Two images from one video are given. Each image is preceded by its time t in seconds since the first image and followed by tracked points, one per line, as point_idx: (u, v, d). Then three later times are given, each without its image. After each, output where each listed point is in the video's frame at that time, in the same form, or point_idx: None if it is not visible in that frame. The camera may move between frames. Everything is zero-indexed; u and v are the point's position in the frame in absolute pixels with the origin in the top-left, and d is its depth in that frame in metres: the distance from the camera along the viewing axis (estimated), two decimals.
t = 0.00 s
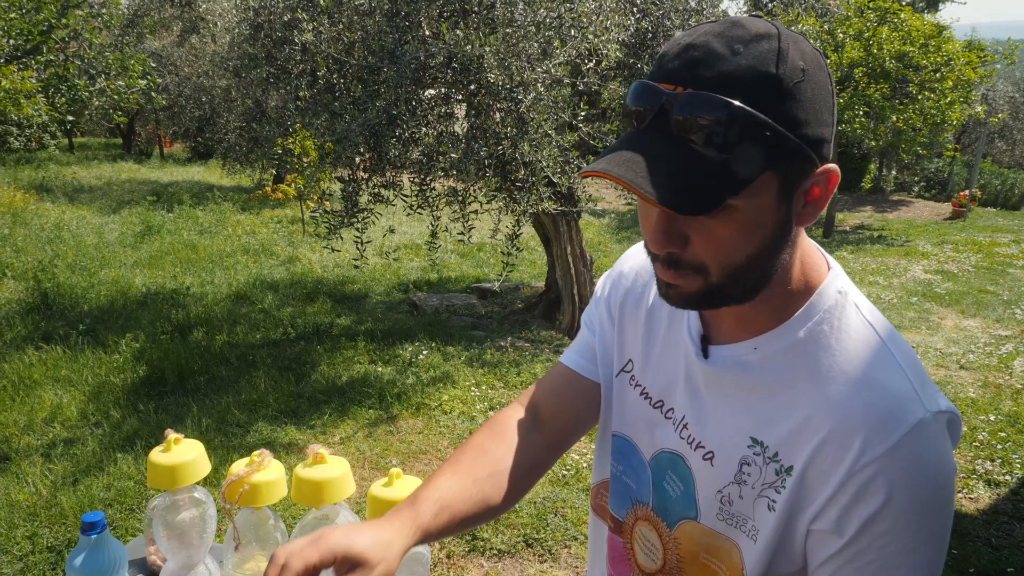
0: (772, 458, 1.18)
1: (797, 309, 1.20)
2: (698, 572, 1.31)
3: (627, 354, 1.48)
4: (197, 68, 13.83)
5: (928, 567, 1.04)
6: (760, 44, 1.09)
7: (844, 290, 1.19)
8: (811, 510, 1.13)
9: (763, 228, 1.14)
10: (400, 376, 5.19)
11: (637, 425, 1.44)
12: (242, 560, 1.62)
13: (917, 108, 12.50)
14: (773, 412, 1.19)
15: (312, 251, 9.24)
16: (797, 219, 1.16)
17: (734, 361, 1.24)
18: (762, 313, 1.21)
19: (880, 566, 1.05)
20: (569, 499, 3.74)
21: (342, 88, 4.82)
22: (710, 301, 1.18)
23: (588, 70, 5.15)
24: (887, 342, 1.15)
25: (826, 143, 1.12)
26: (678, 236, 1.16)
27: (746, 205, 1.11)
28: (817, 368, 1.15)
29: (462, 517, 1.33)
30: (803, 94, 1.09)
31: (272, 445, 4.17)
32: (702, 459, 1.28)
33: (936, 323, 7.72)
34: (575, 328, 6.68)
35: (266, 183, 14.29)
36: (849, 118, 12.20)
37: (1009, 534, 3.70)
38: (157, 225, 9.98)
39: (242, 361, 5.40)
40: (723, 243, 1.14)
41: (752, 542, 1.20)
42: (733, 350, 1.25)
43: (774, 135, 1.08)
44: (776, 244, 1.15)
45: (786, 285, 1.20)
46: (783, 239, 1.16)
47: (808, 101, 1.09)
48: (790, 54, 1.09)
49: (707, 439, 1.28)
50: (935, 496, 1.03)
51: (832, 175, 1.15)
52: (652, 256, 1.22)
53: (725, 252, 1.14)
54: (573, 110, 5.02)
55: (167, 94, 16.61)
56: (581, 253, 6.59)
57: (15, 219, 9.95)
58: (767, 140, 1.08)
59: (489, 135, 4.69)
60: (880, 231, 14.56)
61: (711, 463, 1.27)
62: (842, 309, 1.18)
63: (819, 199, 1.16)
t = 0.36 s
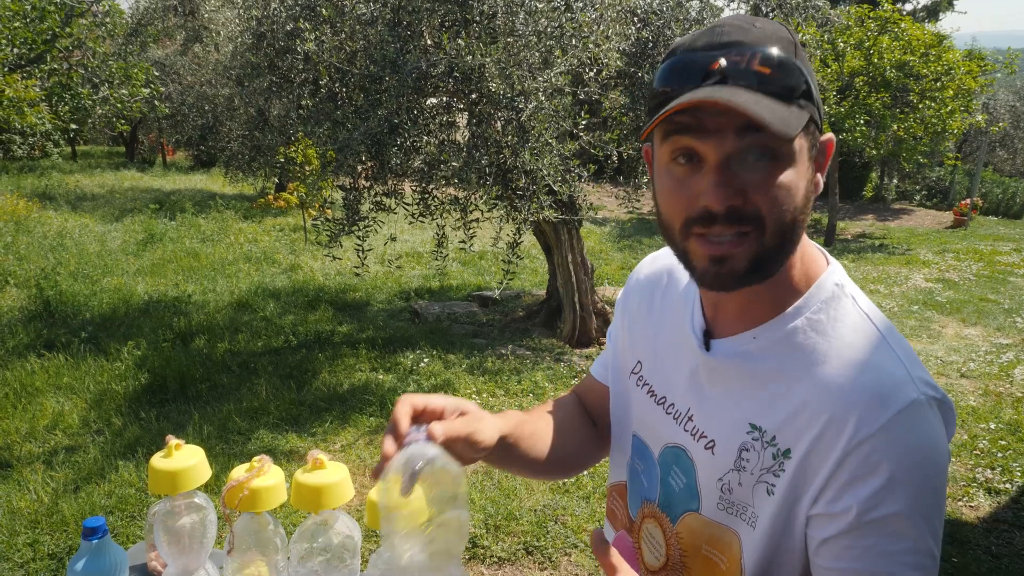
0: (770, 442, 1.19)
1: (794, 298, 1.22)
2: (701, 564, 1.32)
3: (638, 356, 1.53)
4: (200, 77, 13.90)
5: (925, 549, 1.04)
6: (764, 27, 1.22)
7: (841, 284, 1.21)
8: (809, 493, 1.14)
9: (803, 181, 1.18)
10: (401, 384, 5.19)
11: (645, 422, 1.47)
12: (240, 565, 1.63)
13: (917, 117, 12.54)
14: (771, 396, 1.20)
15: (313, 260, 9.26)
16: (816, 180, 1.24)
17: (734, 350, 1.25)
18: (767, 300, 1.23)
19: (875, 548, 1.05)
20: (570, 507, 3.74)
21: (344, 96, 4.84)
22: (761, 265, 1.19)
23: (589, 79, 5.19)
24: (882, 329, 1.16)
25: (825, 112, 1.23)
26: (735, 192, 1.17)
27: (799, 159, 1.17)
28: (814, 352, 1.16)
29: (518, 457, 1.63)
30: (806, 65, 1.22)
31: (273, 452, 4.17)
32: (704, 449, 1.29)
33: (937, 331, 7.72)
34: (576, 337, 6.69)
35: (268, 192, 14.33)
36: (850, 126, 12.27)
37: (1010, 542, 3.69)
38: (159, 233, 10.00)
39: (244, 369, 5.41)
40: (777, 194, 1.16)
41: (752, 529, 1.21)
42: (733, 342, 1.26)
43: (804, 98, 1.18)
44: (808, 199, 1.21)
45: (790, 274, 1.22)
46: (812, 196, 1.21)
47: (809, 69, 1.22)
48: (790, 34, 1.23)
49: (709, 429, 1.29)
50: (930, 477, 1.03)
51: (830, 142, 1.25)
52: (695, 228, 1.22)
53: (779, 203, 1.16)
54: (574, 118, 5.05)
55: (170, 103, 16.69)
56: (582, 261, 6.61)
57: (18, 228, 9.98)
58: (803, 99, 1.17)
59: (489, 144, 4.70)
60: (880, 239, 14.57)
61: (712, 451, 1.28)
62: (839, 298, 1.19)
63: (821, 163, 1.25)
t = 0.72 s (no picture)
0: (746, 434, 1.20)
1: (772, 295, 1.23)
2: (686, 556, 1.33)
3: (629, 354, 1.55)
4: (197, 82, 13.89)
5: (896, 537, 1.04)
6: (733, 34, 1.29)
7: (816, 281, 1.22)
8: (784, 483, 1.15)
9: (780, 179, 1.21)
10: (398, 388, 5.20)
11: (635, 417, 1.49)
12: (238, 567, 1.65)
13: (913, 120, 12.58)
14: (748, 390, 1.21)
15: (311, 264, 9.26)
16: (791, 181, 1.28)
17: (716, 346, 1.27)
18: (747, 296, 1.24)
19: (846, 537, 1.06)
20: (567, 509, 3.74)
21: (341, 101, 4.84)
22: (743, 261, 1.20)
23: (585, 83, 5.22)
24: (857, 324, 1.17)
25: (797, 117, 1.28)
26: (717, 191, 1.20)
27: (776, 159, 1.21)
28: (788, 346, 1.17)
29: (524, 454, 1.68)
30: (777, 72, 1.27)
31: (270, 457, 4.17)
32: (687, 442, 1.31)
33: (933, 333, 7.75)
34: (573, 340, 6.69)
35: (266, 196, 14.32)
36: (846, 130, 12.31)
37: (1003, 542, 3.70)
38: (156, 238, 9.99)
39: (241, 373, 5.42)
40: (756, 192, 1.19)
41: (732, 519, 1.23)
42: (714, 338, 1.28)
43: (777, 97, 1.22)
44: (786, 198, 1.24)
45: (772, 269, 1.24)
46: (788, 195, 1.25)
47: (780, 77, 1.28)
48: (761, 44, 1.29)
49: (691, 422, 1.31)
50: (899, 467, 1.04)
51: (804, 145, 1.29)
52: (679, 229, 1.24)
53: (761, 200, 1.19)
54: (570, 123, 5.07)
55: (166, 108, 16.69)
56: (579, 265, 6.62)
57: (15, 233, 9.97)
58: (777, 102, 1.22)
59: (486, 148, 4.74)
60: (877, 242, 14.61)
61: (694, 443, 1.29)
62: (813, 293, 1.21)
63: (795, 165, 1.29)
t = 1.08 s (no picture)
0: (730, 437, 1.22)
1: (757, 301, 1.25)
2: (671, 553, 1.35)
3: (620, 353, 1.57)
4: (193, 82, 13.89)
5: (875, 540, 1.07)
6: (711, 44, 1.23)
7: (802, 286, 1.23)
8: (766, 487, 1.17)
9: (751, 196, 1.19)
10: (395, 389, 5.21)
11: (625, 415, 1.51)
12: (236, 565, 1.67)
13: (908, 121, 12.61)
14: (732, 394, 1.23)
15: (307, 265, 9.27)
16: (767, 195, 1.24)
17: (704, 350, 1.29)
18: (731, 303, 1.26)
19: (827, 541, 1.08)
20: (562, 509, 3.76)
21: (337, 102, 4.85)
22: (710, 279, 1.21)
23: (581, 85, 5.24)
24: (841, 331, 1.19)
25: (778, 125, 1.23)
26: (679, 212, 1.19)
27: (745, 177, 1.18)
28: (772, 352, 1.19)
29: (518, 453, 1.70)
30: (755, 81, 1.22)
31: (266, 457, 4.18)
32: (673, 443, 1.33)
33: (928, 334, 7.78)
34: (569, 341, 6.71)
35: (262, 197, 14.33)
36: (842, 131, 12.36)
37: (997, 542, 3.73)
38: (152, 239, 9.99)
39: (238, 374, 5.43)
40: (721, 212, 1.18)
41: (716, 520, 1.25)
42: (702, 342, 1.30)
43: (746, 108, 1.18)
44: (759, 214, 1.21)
45: (756, 274, 1.25)
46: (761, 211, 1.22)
47: (760, 86, 1.23)
48: (738, 51, 1.24)
49: (678, 423, 1.33)
50: (877, 472, 1.06)
51: (786, 153, 1.24)
52: (647, 245, 1.24)
53: (725, 220, 1.18)
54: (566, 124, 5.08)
55: (163, 109, 16.67)
56: (575, 265, 6.63)
57: (11, 233, 9.96)
58: (746, 116, 1.17)
59: (483, 149, 4.74)
60: (872, 243, 14.66)
61: (680, 445, 1.32)
62: (797, 299, 1.22)
63: (778, 177, 1.24)
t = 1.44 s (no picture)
0: (729, 440, 1.22)
1: (758, 310, 1.24)
2: (668, 549, 1.36)
3: (626, 347, 1.59)
4: (199, 88, 13.97)
5: (883, 550, 1.05)
6: (694, 76, 1.14)
7: (807, 292, 1.23)
8: (767, 493, 1.16)
9: (712, 243, 1.17)
10: (401, 392, 5.21)
11: (625, 410, 1.53)
12: (240, 569, 1.68)
13: (915, 121, 12.56)
14: (731, 398, 1.23)
15: (313, 269, 9.30)
16: (744, 235, 1.19)
17: (706, 350, 1.31)
18: (726, 311, 1.26)
19: (836, 552, 1.06)
20: (569, 512, 3.75)
21: (342, 106, 4.88)
22: (675, 310, 1.22)
23: (585, 86, 5.23)
24: (844, 341, 1.18)
25: (767, 160, 1.15)
26: (637, 254, 1.21)
27: (703, 228, 1.16)
28: (771, 359, 1.19)
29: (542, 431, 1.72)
30: (738, 119, 1.13)
31: (273, 461, 4.20)
32: (671, 441, 1.35)
33: (937, 334, 7.75)
34: (575, 343, 6.71)
35: (268, 202, 14.39)
36: (848, 130, 12.33)
37: (1010, 544, 3.71)
38: (159, 245, 10.05)
39: (244, 378, 5.45)
40: (678, 259, 1.18)
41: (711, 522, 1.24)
42: (702, 343, 1.31)
43: (712, 158, 1.12)
44: (731, 253, 1.18)
45: (761, 279, 1.23)
46: (734, 248, 1.18)
47: (744, 123, 1.13)
48: (724, 82, 1.13)
49: (677, 422, 1.34)
50: (883, 482, 1.05)
51: (778, 189, 1.16)
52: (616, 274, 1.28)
53: (684, 265, 1.18)
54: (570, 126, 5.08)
55: (169, 115, 16.78)
56: (581, 267, 6.63)
57: (20, 240, 10.03)
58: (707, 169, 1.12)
59: (486, 152, 4.73)
60: (880, 243, 14.61)
61: (678, 443, 1.33)
62: (803, 307, 1.21)
63: (769, 212, 1.17)
